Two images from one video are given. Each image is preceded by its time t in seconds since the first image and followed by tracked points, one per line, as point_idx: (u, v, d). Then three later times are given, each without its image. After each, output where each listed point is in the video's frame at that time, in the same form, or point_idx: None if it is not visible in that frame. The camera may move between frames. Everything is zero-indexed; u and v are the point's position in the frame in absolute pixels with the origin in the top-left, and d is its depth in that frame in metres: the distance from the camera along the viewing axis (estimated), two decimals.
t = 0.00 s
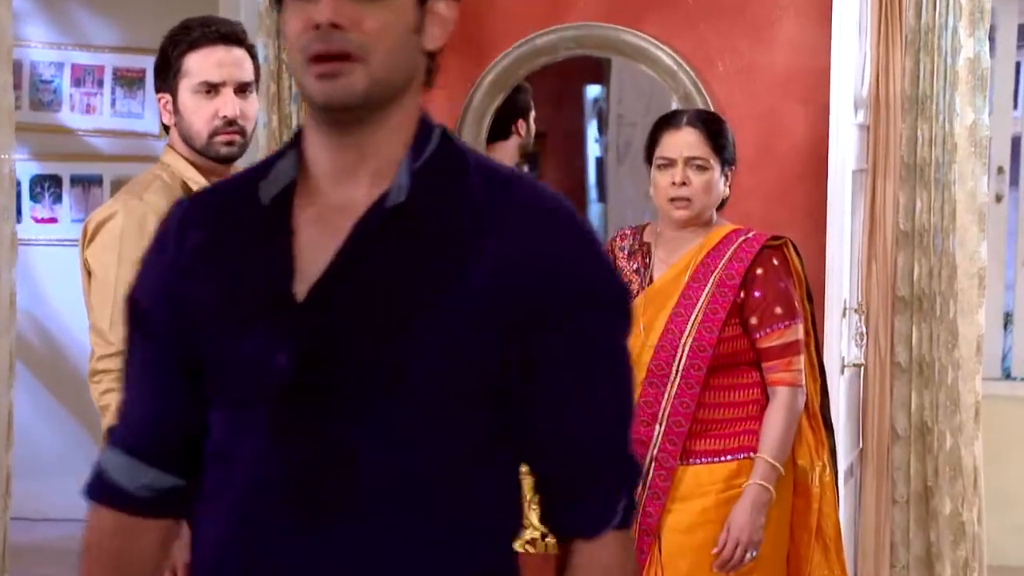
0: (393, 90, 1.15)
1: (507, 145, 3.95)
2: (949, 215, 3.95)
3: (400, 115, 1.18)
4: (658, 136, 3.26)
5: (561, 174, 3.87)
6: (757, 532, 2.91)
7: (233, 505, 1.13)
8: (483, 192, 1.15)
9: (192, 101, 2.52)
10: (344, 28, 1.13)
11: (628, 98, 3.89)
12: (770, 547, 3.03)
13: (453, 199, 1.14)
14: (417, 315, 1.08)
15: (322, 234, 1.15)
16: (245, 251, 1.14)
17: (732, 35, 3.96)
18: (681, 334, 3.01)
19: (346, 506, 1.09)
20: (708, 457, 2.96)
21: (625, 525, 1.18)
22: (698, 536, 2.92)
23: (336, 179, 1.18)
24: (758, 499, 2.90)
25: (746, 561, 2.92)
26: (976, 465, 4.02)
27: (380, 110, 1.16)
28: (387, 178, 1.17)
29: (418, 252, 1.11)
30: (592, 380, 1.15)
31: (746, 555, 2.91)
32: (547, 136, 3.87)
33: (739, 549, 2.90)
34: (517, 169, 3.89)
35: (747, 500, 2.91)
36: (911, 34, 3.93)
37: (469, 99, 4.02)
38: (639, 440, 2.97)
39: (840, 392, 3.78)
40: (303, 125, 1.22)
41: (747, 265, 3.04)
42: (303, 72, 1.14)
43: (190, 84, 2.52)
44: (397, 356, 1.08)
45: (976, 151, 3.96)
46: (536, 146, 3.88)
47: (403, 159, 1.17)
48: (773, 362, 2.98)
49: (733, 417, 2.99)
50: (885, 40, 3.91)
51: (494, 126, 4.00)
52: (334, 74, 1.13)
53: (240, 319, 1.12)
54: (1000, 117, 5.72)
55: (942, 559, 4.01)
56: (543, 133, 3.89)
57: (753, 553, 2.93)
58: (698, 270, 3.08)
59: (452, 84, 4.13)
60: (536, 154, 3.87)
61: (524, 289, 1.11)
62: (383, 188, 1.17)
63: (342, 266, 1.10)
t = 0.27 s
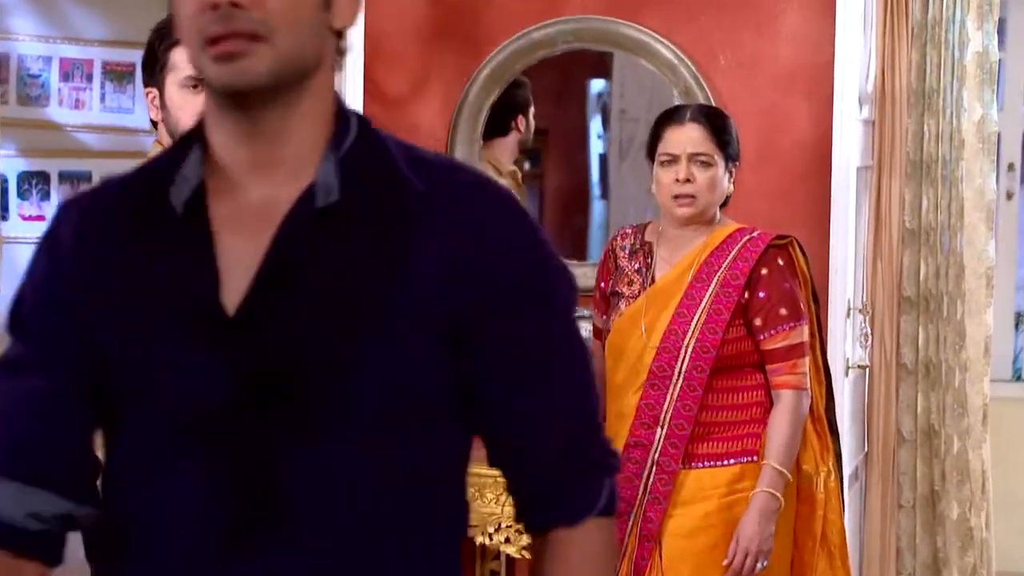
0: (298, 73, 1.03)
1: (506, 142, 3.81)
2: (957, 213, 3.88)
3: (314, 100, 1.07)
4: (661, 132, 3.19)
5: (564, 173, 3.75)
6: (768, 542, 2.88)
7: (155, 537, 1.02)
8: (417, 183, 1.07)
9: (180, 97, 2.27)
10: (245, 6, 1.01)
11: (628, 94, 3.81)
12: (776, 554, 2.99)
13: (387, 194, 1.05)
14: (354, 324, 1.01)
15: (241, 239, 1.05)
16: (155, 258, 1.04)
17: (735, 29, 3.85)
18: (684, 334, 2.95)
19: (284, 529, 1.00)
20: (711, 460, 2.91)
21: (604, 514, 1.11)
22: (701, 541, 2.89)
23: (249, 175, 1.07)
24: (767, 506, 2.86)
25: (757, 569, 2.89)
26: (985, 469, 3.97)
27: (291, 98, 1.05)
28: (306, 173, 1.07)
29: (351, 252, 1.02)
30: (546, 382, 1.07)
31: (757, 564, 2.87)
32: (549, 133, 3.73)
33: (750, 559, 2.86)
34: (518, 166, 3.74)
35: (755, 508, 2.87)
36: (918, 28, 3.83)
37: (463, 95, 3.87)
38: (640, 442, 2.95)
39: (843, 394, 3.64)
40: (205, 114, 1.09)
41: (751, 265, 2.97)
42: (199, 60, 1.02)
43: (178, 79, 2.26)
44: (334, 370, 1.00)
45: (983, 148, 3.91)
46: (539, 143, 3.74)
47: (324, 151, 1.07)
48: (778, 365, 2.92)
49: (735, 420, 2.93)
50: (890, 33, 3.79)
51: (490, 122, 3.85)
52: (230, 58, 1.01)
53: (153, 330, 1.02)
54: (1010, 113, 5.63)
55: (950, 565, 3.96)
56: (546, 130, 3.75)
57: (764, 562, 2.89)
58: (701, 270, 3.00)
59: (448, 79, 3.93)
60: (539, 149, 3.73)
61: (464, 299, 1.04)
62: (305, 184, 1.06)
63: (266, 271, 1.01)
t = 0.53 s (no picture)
0: (234, 62, 0.99)
1: (502, 137, 3.73)
2: (966, 209, 3.76)
3: (253, 97, 1.03)
4: (664, 126, 3.08)
5: (566, 167, 3.70)
6: (777, 551, 2.81)
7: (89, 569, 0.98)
8: (372, 187, 1.05)
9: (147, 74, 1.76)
10: None
11: (628, 87, 3.71)
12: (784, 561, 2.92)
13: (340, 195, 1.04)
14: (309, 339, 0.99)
15: (184, 253, 1.02)
16: (98, 261, 1.00)
17: (738, 19, 3.74)
18: (686, 335, 2.86)
19: (243, 549, 0.97)
20: (711, 464, 2.83)
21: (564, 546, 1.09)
22: (701, 547, 2.82)
23: (186, 181, 1.03)
24: (774, 515, 2.79)
25: None
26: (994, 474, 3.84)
27: (230, 97, 1.01)
28: (251, 179, 1.04)
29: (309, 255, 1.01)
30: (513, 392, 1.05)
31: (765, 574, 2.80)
32: (549, 127, 3.66)
33: (757, 569, 2.79)
34: (519, 161, 3.69)
35: (763, 517, 2.80)
36: (925, 19, 3.72)
37: (457, 88, 3.75)
38: (640, 444, 2.87)
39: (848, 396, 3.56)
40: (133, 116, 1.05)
41: (756, 263, 2.89)
42: (121, 51, 0.98)
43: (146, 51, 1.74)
44: (298, 380, 0.98)
45: (993, 143, 3.77)
46: (540, 136, 3.67)
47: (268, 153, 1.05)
48: (782, 367, 2.83)
49: (738, 423, 2.84)
50: (897, 24, 3.69)
51: (486, 116, 3.74)
52: (156, 44, 0.96)
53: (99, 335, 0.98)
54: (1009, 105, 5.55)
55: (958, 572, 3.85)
56: (547, 124, 3.68)
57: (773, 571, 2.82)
58: (704, 268, 2.91)
59: (443, 70, 3.79)
60: (540, 143, 3.67)
61: (426, 306, 1.02)
62: (252, 191, 1.03)
63: (217, 280, 0.99)
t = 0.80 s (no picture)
0: (194, 54, 0.89)
1: (494, 130, 3.64)
2: (970, 207, 3.64)
3: (217, 97, 0.93)
4: (664, 120, 2.99)
5: (565, 163, 3.62)
6: (780, 559, 2.71)
7: None
8: (352, 209, 0.92)
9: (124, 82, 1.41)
10: None
11: (623, 80, 3.63)
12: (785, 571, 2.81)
13: (303, 212, 0.91)
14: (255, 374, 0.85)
15: (118, 264, 0.92)
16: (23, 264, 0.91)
17: (736, 10, 3.64)
18: (684, 334, 2.76)
19: None
20: (709, 469, 2.73)
21: None
22: (699, 554, 2.71)
23: (139, 184, 0.94)
24: (779, 522, 2.70)
25: None
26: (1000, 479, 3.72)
27: (191, 93, 0.91)
28: (213, 186, 0.93)
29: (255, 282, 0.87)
30: (490, 467, 0.90)
31: None
32: (547, 122, 3.59)
33: None
34: (515, 156, 3.63)
35: (767, 526, 2.70)
36: (929, 10, 3.61)
37: (448, 81, 3.65)
38: (637, 446, 2.76)
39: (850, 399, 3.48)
40: (93, 115, 0.96)
41: (757, 261, 2.78)
42: (69, 40, 0.88)
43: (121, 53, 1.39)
44: (225, 414, 0.85)
45: (999, 138, 3.64)
46: (538, 131, 3.60)
47: (235, 171, 0.93)
48: (782, 369, 2.74)
49: (738, 426, 2.74)
50: (898, 16, 3.60)
51: (478, 111, 3.65)
52: (104, 34, 0.87)
53: (4, 362, 0.88)
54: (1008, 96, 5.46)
55: None
56: (546, 119, 3.60)
57: None
58: (704, 265, 2.80)
59: (433, 63, 3.68)
60: (539, 139, 3.60)
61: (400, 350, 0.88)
62: (209, 205, 0.92)
63: (155, 304, 0.87)
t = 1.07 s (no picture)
0: (126, 35, 0.70)
1: (484, 128, 3.58)
2: (968, 207, 3.58)
3: (160, 89, 0.73)
4: (657, 117, 2.89)
5: (560, 161, 3.56)
6: (777, 567, 2.63)
7: None
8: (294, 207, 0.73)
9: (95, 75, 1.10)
10: None
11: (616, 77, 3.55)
12: None
13: (246, 219, 0.72)
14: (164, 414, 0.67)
15: (40, 276, 0.75)
16: None
17: (730, 5, 3.58)
18: (677, 334, 2.68)
19: None
20: (703, 473, 2.66)
21: None
22: (694, 560, 2.64)
23: (67, 185, 0.76)
24: (775, 527, 2.62)
25: None
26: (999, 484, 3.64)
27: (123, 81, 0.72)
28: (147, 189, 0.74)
29: (180, 290, 0.69)
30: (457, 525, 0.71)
31: None
32: (541, 119, 3.54)
33: None
34: (509, 154, 3.56)
35: (764, 532, 2.63)
36: (926, 4, 3.56)
37: (435, 78, 3.58)
38: (629, 449, 2.69)
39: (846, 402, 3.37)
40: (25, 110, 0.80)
41: (752, 260, 2.70)
42: None
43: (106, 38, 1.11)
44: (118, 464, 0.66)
45: (998, 136, 3.57)
46: (532, 129, 3.55)
47: (176, 167, 0.74)
48: (778, 370, 2.66)
49: (732, 429, 2.67)
50: (896, 10, 3.53)
51: (468, 108, 3.58)
52: (19, 19, 0.68)
53: None
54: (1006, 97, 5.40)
55: None
56: (541, 116, 3.55)
57: None
58: (698, 264, 2.72)
59: (419, 59, 3.61)
60: (531, 136, 3.55)
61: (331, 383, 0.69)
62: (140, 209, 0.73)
63: (57, 318, 0.69)
